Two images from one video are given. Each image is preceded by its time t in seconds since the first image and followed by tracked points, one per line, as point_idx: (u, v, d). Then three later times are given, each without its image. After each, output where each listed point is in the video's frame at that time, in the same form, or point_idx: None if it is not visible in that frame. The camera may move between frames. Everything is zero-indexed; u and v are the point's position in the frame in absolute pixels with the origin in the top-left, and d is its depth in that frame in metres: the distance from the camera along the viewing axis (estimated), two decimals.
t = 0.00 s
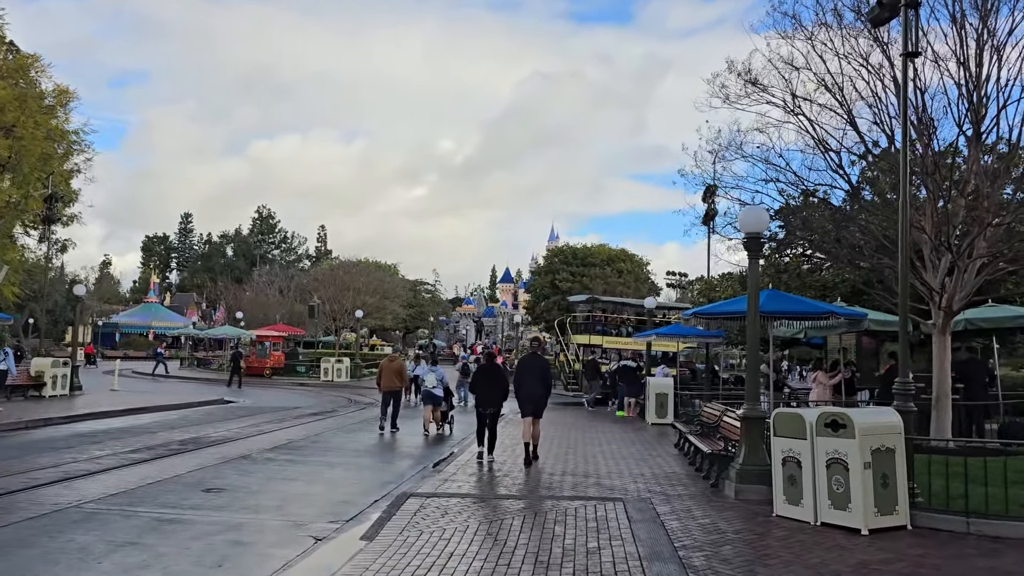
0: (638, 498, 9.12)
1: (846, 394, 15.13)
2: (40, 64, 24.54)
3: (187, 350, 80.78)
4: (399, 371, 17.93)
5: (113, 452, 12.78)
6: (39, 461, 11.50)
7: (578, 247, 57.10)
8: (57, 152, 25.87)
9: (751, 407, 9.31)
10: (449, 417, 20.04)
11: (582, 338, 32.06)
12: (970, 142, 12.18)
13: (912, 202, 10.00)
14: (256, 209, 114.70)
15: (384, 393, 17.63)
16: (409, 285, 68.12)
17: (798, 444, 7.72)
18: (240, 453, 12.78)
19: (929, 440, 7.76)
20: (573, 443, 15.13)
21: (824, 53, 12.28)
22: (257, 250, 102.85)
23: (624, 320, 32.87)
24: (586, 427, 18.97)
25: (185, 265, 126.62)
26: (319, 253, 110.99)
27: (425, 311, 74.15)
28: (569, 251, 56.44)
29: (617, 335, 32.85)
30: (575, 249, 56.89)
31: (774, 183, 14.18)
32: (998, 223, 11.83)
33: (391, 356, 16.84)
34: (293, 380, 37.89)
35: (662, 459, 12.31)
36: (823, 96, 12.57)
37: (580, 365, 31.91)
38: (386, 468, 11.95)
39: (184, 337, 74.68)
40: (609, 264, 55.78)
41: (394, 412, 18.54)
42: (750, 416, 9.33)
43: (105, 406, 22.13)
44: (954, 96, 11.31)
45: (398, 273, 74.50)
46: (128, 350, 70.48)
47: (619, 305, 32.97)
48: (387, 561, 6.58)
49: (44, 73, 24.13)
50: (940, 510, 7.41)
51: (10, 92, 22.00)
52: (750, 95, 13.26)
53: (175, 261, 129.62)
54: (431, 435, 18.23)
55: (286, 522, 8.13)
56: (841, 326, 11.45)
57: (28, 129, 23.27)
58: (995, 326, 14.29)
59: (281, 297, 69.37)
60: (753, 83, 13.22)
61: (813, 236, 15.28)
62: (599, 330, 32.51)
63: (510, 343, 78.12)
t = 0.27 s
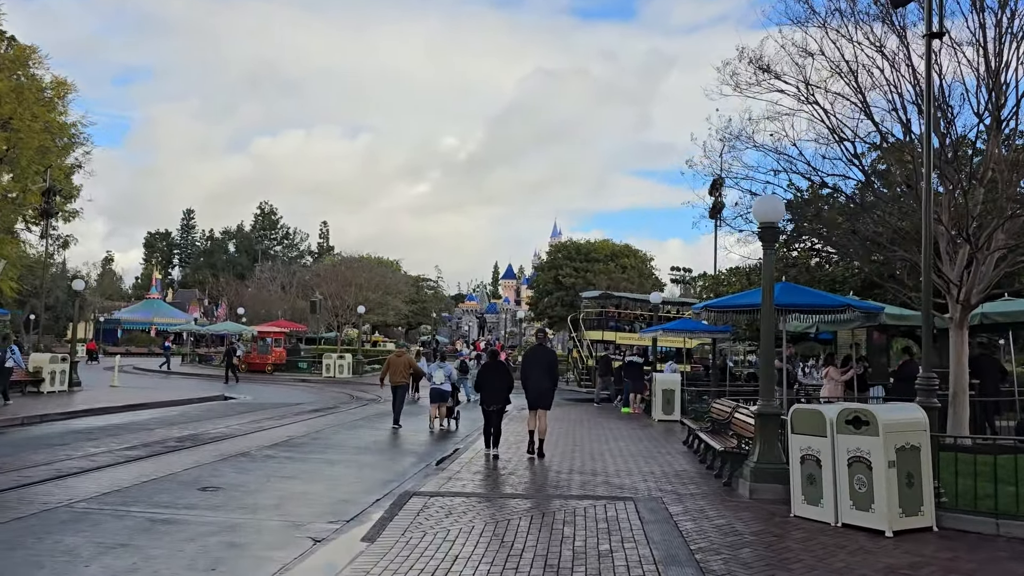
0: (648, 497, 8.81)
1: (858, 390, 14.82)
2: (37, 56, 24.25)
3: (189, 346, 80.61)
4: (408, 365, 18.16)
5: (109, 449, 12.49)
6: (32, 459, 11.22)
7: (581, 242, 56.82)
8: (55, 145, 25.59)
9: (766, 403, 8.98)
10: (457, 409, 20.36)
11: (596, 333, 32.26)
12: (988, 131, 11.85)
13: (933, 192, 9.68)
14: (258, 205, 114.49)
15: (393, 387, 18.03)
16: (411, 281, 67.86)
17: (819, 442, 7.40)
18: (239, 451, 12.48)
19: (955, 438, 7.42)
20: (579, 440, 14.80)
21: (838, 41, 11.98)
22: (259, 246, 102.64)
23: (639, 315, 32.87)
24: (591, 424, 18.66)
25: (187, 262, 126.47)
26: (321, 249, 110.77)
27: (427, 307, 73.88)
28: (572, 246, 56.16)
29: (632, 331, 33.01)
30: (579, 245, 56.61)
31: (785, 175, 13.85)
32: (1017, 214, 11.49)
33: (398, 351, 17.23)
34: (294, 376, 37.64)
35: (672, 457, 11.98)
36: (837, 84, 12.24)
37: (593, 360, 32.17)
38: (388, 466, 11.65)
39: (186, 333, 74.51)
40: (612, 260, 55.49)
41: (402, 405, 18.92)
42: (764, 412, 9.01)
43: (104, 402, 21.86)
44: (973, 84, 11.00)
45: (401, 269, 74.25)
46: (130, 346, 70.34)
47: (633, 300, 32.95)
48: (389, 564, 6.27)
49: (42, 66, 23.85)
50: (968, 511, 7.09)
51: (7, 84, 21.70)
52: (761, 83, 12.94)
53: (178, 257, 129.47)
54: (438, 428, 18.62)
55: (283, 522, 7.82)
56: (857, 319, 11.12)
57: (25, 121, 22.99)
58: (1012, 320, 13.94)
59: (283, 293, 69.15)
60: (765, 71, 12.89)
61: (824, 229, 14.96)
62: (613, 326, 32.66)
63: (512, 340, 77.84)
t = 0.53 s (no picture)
0: (659, 500, 8.50)
1: (870, 389, 14.51)
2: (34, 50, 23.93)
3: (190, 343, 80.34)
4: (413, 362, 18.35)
5: (104, 449, 12.21)
6: (23, 460, 10.92)
7: (584, 238, 56.51)
8: (52, 140, 25.28)
9: (780, 403, 8.67)
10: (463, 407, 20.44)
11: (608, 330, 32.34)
12: (1005, 124, 11.54)
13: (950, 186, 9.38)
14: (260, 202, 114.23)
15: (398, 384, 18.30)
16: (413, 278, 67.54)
17: (838, 444, 7.08)
18: (237, 451, 12.20)
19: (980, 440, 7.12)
20: (585, 439, 14.52)
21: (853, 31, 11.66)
22: (261, 243, 102.36)
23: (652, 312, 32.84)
24: (596, 422, 18.34)
25: (189, 258, 126.20)
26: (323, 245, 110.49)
27: (429, 304, 73.55)
28: (575, 242, 55.87)
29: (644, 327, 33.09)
30: (582, 241, 56.31)
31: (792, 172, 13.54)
32: None
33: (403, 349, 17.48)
34: (294, 374, 37.34)
35: (680, 457, 11.68)
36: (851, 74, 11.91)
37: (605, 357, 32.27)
38: (389, 467, 11.35)
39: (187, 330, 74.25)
40: (615, 256, 55.16)
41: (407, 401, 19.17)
42: (778, 412, 8.69)
43: (102, 401, 21.57)
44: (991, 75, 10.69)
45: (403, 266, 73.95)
46: (131, 343, 70.16)
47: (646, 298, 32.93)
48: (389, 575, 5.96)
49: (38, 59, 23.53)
50: (996, 519, 6.77)
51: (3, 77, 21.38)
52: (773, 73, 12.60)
53: (180, 254, 129.21)
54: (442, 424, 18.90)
55: (279, 527, 7.52)
56: (872, 317, 10.79)
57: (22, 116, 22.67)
58: None
59: (284, 289, 68.89)
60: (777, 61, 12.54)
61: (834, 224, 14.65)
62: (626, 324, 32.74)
63: (515, 336, 77.52)
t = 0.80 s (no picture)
0: (667, 503, 8.16)
1: (881, 387, 14.16)
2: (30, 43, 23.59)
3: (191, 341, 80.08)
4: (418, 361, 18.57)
5: (96, 448, 11.89)
6: (10, 459, 10.61)
7: (587, 234, 56.22)
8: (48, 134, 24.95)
9: (795, 401, 8.31)
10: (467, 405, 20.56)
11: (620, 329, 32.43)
12: None
13: (975, 177, 8.98)
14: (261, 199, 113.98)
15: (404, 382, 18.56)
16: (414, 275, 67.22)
17: (858, 445, 6.74)
18: (232, 451, 11.87)
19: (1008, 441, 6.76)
20: (590, 438, 14.17)
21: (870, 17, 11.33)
22: (262, 240, 102.05)
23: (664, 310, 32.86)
24: (600, 420, 18.00)
25: (190, 256, 125.93)
26: (324, 242, 110.22)
27: (431, 301, 73.22)
28: (578, 238, 55.59)
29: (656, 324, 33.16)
30: (584, 237, 56.03)
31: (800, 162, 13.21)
32: None
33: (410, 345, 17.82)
34: (294, 371, 37.03)
35: (688, 457, 11.34)
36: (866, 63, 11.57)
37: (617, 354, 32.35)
38: (387, 467, 11.01)
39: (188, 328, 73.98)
40: (618, 252, 54.83)
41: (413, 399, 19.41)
42: (792, 411, 8.35)
43: (98, 398, 21.26)
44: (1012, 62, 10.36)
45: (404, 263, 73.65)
46: (132, 340, 69.95)
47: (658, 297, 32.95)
48: None
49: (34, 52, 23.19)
50: None
51: None
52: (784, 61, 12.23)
53: (181, 251, 128.97)
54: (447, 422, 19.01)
55: (271, 532, 7.18)
56: (888, 312, 10.43)
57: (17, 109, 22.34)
58: None
59: (285, 286, 68.60)
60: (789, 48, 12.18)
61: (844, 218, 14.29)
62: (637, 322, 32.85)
63: (517, 334, 77.18)
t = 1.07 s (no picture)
0: (678, 510, 7.80)
1: (892, 387, 13.83)
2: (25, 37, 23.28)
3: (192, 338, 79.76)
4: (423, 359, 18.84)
5: (87, 450, 11.57)
6: None
7: (589, 231, 55.87)
8: (44, 129, 24.62)
9: (809, 404, 7.96)
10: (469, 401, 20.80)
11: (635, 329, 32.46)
12: None
13: (997, 169, 8.56)
14: (263, 196, 113.79)
15: (409, 380, 18.90)
16: (416, 273, 66.93)
17: (879, 450, 6.39)
18: (226, 453, 11.54)
19: None
20: (594, 439, 13.84)
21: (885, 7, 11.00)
22: (263, 237, 101.74)
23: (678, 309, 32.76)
24: (603, 420, 17.65)
25: (192, 253, 125.67)
26: (326, 240, 109.89)
27: (432, 298, 72.87)
28: (581, 235, 55.24)
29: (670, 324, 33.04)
30: (587, 234, 55.69)
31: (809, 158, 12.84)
32: None
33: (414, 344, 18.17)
34: (294, 369, 36.70)
35: (696, 460, 10.98)
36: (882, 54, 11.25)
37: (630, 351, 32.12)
38: (387, 471, 10.67)
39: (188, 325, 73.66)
40: (621, 249, 54.46)
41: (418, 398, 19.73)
42: (806, 413, 8.00)
43: (94, 397, 20.96)
44: None
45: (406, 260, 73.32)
46: (133, 337, 69.75)
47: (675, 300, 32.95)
48: None
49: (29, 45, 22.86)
50: None
51: None
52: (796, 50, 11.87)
53: (183, 249, 128.69)
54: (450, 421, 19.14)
55: (261, 541, 6.83)
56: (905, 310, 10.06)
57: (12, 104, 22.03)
58: None
59: (286, 284, 68.32)
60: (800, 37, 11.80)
61: (853, 215, 13.96)
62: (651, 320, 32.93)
63: (519, 331, 76.83)
